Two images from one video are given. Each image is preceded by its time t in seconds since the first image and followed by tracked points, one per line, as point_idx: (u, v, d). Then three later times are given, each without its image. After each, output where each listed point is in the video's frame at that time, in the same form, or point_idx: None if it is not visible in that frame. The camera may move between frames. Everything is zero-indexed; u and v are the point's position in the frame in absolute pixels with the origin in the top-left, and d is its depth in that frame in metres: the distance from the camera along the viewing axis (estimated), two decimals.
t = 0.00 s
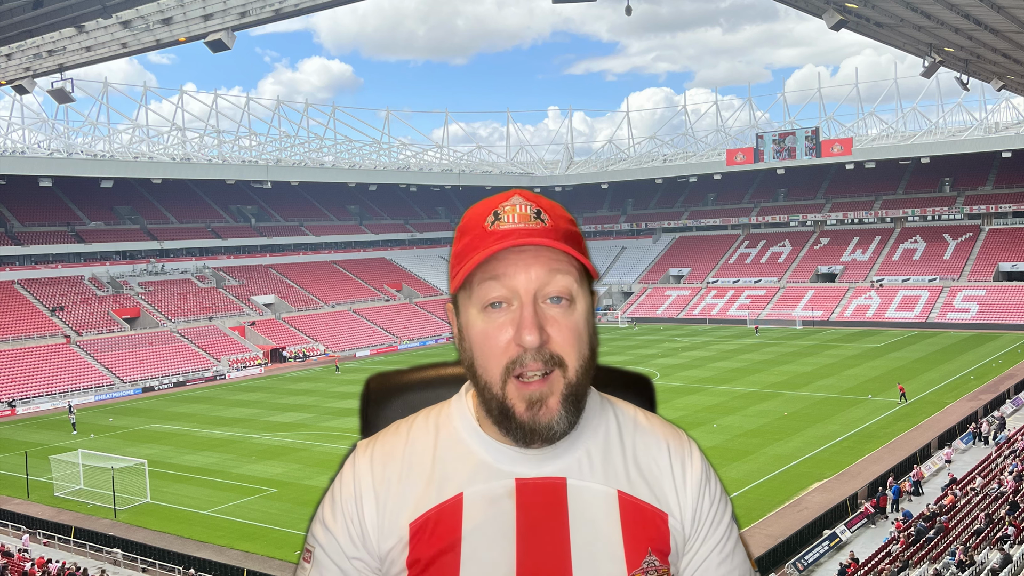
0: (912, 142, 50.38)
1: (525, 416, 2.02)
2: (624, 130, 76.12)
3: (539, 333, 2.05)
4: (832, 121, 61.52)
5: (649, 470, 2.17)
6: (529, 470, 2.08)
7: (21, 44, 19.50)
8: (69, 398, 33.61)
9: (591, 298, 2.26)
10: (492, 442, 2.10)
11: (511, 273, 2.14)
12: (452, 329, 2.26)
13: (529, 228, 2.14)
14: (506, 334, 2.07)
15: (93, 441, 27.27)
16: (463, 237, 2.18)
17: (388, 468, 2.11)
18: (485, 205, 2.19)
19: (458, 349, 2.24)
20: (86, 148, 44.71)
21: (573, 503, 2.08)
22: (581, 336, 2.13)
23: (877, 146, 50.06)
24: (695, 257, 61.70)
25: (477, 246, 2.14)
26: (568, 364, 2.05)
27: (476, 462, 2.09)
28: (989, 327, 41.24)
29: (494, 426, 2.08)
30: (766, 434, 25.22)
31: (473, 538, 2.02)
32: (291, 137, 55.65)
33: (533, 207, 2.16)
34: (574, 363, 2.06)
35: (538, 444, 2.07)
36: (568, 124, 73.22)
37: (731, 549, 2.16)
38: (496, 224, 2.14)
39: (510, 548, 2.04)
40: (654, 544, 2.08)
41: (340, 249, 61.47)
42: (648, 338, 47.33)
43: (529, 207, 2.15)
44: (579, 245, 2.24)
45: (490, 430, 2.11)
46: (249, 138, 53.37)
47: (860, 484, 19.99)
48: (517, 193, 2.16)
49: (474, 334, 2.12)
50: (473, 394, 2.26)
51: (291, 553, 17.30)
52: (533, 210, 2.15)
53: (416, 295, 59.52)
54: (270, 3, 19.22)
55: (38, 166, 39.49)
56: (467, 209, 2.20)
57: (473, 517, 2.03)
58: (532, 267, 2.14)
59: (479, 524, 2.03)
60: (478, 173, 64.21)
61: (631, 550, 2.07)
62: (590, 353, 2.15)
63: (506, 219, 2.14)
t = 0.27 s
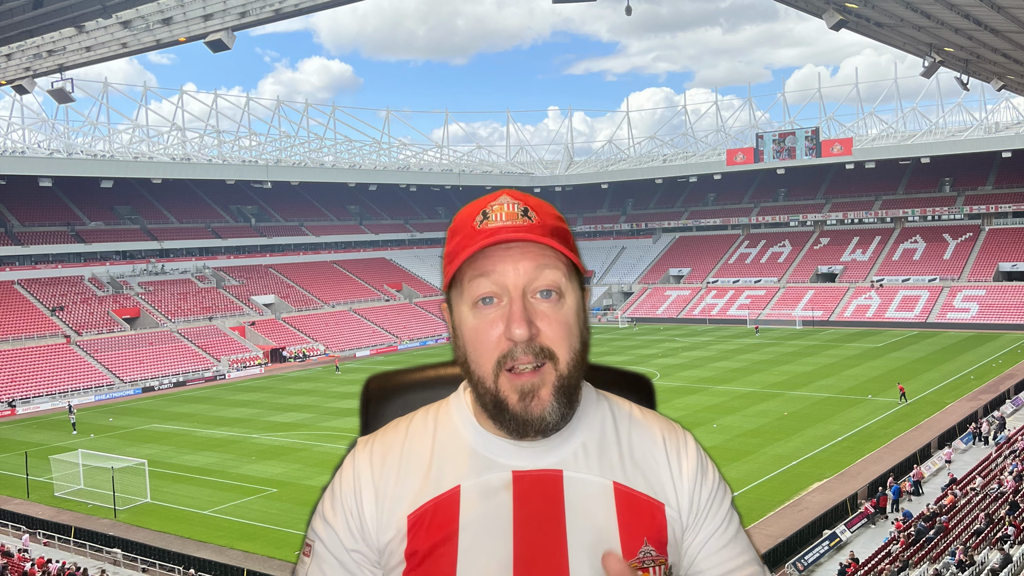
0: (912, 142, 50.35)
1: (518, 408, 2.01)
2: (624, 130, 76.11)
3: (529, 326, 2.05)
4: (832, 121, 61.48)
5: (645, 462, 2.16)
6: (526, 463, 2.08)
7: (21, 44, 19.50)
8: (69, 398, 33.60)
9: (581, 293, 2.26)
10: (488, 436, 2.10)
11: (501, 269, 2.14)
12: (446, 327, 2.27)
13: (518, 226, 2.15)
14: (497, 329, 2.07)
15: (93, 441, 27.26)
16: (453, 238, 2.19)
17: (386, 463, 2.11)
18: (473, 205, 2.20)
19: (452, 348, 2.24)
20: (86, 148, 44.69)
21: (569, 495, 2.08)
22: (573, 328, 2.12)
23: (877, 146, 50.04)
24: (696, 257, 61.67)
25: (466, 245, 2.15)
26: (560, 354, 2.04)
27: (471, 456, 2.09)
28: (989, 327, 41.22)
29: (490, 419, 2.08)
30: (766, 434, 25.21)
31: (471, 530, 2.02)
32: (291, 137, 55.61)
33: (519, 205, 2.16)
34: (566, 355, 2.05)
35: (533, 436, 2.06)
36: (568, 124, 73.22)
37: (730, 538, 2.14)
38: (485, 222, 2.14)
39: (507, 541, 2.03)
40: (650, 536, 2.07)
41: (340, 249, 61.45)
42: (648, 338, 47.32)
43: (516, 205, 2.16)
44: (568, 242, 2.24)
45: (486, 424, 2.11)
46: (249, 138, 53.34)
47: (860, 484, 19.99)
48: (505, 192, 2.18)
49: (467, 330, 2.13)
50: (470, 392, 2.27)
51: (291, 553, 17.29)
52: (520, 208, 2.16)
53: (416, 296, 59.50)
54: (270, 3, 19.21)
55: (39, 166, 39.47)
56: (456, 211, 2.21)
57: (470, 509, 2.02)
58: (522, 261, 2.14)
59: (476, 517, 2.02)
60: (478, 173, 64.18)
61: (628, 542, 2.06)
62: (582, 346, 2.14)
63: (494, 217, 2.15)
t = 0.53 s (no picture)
0: (912, 142, 50.36)
1: (520, 405, 2.01)
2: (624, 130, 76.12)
3: (534, 324, 2.05)
4: (832, 121, 61.49)
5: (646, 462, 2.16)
6: (527, 462, 2.08)
7: (21, 44, 19.50)
8: (69, 398, 33.61)
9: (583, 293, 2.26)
10: (490, 435, 2.10)
11: (506, 267, 2.14)
12: (449, 328, 2.27)
13: (523, 226, 2.15)
14: (501, 327, 2.07)
15: (93, 441, 27.26)
16: (458, 237, 2.19)
17: (387, 462, 2.11)
18: (478, 207, 2.21)
19: (456, 347, 2.24)
20: (86, 148, 44.73)
21: (570, 494, 2.07)
22: (575, 327, 2.11)
23: (877, 146, 50.04)
24: (695, 257, 61.68)
25: (471, 245, 2.15)
26: (563, 353, 2.03)
27: (473, 455, 2.08)
28: (989, 327, 41.20)
29: (492, 418, 2.08)
30: (766, 434, 25.21)
31: (471, 530, 2.01)
32: (291, 137, 55.62)
33: (524, 206, 2.17)
34: (568, 353, 2.04)
35: (534, 434, 2.06)
36: (568, 124, 73.25)
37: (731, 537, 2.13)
38: (490, 222, 2.15)
39: (506, 541, 2.03)
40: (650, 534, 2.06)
41: (340, 249, 61.46)
42: (648, 338, 47.33)
43: (522, 205, 2.17)
44: (571, 240, 2.25)
45: (488, 424, 2.10)
46: (249, 138, 53.35)
47: (860, 484, 19.99)
48: (511, 192, 2.19)
49: (470, 328, 2.13)
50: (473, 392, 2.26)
51: (291, 553, 17.30)
52: (526, 208, 2.17)
53: (416, 296, 59.51)
54: (270, 3, 19.21)
55: (39, 166, 39.47)
56: (462, 211, 2.22)
57: (472, 507, 2.02)
58: (526, 260, 2.14)
59: (477, 515, 2.02)
60: (478, 173, 64.19)
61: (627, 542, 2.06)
62: (584, 345, 2.13)
63: (500, 217, 2.15)
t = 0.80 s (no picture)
0: (912, 142, 50.34)
1: (522, 402, 2.01)
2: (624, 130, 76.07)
3: (537, 321, 2.05)
4: (832, 121, 61.47)
5: (644, 462, 2.17)
6: (526, 463, 2.08)
7: (20, 44, 19.50)
8: (69, 398, 33.61)
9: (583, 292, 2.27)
10: (490, 435, 2.10)
11: (509, 264, 2.14)
12: (449, 326, 2.26)
13: (527, 225, 2.16)
14: (503, 325, 2.06)
15: (93, 441, 27.26)
16: (461, 234, 2.19)
17: (387, 461, 2.11)
18: (482, 205, 2.21)
19: (456, 345, 2.24)
20: (86, 148, 44.71)
21: (568, 494, 2.08)
22: (576, 327, 2.12)
23: (877, 146, 50.01)
24: (695, 257, 61.64)
25: (474, 243, 2.15)
26: (564, 352, 2.04)
27: (473, 455, 2.08)
28: (989, 326, 41.19)
29: (493, 418, 2.08)
30: (766, 434, 25.21)
31: (469, 530, 2.01)
32: (290, 136, 55.60)
33: (530, 205, 2.18)
34: (570, 352, 2.05)
35: (535, 432, 2.06)
36: (568, 124, 73.19)
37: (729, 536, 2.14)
38: (495, 220, 2.15)
39: (505, 541, 2.02)
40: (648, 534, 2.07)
41: (340, 249, 61.45)
42: (648, 338, 47.32)
43: (526, 204, 2.18)
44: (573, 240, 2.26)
45: (488, 423, 2.11)
46: (249, 138, 53.32)
47: (860, 484, 19.99)
48: (516, 191, 2.19)
49: (471, 326, 2.13)
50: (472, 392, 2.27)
51: (291, 553, 17.30)
52: (530, 208, 2.18)
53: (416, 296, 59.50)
54: (270, 3, 19.21)
55: (39, 166, 39.48)
56: (465, 209, 2.22)
57: (470, 507, 2.02)
58: (530, 258, 2.15)
59: (475, 514, 2.02)
60: (478, 173, 64.17)
61: (625, 543, 2.06)
62: (585, 344, 2.14)
63: (504, 215, 2.16)
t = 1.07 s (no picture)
0: (912, 142, 50.33)
1: (531, 400, 2.00)
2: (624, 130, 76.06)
3: (548, 318, 2.04)
4: (832, 121, 61.49)
5: (646, 463, 2.17)
6: (529, 462, 2.08)
7: (21, 44, 19.50)
8: (69, 398, 33.61)
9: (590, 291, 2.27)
10: (494, 435, 2.09)
11: (521, 261, 2.13)
12: (455, 323, 2.25)
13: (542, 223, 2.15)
14: (514, 321, 2.05)
15: (93, 440, 27.25)
16: (473, 230, 2.16)
17: (389, 460, 2.11)
18: (494, 202, 2.19)
19: (461, 344, 2.23)
20: (86, 148, 44.72)
21: (570, 494, 2.08)
22: (584, 326, 2.12)
23: (877, 146, 50.01)
24: (695, 257, 61.62)
25: (487, 238, 2.13)
26: (574, 349, 2.04)
27: (475, 456, 2.08)
28: (988, 326, 41.18)
29: (498, 417, 2.07)
30: (766, 434, 25.21)
31: (471, 531, 2.02)
32: (290, 136, 55.61)
33: (544, 204, 2.17)
34: (578, 350, 2.05)
35: (542, 431, 2.05)
36: (568, 123, 73.19)
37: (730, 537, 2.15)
38: (509, 217, 2.13)
39: (506, 541, 2.03)
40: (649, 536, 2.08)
41: (340, 249, 61.46)
42: (648, 338, 47.33)
43: (541, 203, 2.17)
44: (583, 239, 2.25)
45: (492, 424, 2.10)
46: (249, 138, 53.31)
47: (859, 484, 19.99)
48: (530, 191, 2.18)
49: (480, 322, 2.11)
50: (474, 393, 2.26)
51: (291, 553, 17.30)
52: (544, 207, 2.17)
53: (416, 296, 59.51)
54: (270, 3, 19.21)
55: (38, 166, 39.47)
56: (477, 204, 2.20)
57: (472, 507, 2.02)
58: (542, 256, 2.14)
59: (477, 515, 2.02)
60: (478, 173, 64.16)
61: (626, 543, 2.07)
62: (591, 343, 2.14)
63: (518, 213, 2.14)
